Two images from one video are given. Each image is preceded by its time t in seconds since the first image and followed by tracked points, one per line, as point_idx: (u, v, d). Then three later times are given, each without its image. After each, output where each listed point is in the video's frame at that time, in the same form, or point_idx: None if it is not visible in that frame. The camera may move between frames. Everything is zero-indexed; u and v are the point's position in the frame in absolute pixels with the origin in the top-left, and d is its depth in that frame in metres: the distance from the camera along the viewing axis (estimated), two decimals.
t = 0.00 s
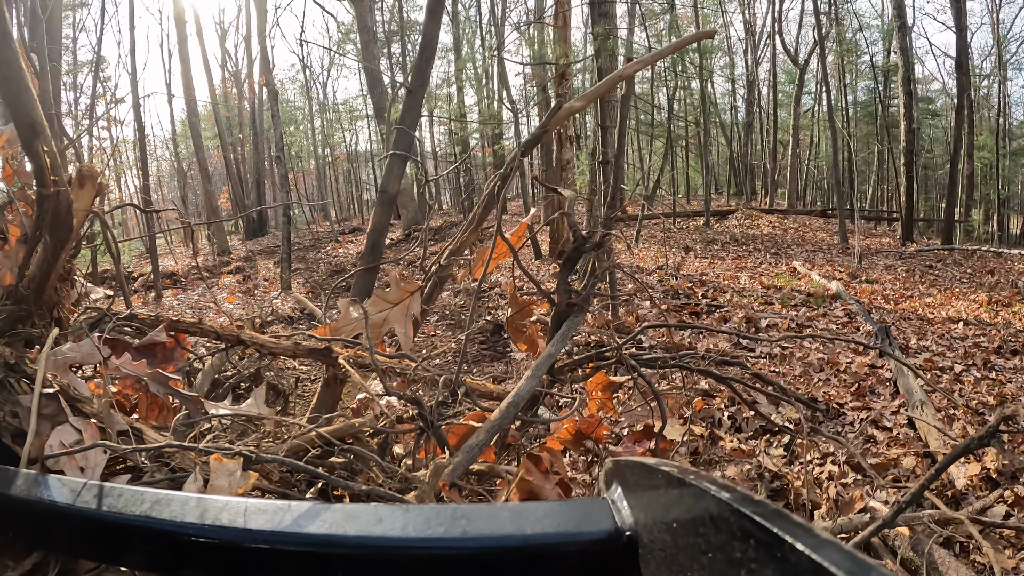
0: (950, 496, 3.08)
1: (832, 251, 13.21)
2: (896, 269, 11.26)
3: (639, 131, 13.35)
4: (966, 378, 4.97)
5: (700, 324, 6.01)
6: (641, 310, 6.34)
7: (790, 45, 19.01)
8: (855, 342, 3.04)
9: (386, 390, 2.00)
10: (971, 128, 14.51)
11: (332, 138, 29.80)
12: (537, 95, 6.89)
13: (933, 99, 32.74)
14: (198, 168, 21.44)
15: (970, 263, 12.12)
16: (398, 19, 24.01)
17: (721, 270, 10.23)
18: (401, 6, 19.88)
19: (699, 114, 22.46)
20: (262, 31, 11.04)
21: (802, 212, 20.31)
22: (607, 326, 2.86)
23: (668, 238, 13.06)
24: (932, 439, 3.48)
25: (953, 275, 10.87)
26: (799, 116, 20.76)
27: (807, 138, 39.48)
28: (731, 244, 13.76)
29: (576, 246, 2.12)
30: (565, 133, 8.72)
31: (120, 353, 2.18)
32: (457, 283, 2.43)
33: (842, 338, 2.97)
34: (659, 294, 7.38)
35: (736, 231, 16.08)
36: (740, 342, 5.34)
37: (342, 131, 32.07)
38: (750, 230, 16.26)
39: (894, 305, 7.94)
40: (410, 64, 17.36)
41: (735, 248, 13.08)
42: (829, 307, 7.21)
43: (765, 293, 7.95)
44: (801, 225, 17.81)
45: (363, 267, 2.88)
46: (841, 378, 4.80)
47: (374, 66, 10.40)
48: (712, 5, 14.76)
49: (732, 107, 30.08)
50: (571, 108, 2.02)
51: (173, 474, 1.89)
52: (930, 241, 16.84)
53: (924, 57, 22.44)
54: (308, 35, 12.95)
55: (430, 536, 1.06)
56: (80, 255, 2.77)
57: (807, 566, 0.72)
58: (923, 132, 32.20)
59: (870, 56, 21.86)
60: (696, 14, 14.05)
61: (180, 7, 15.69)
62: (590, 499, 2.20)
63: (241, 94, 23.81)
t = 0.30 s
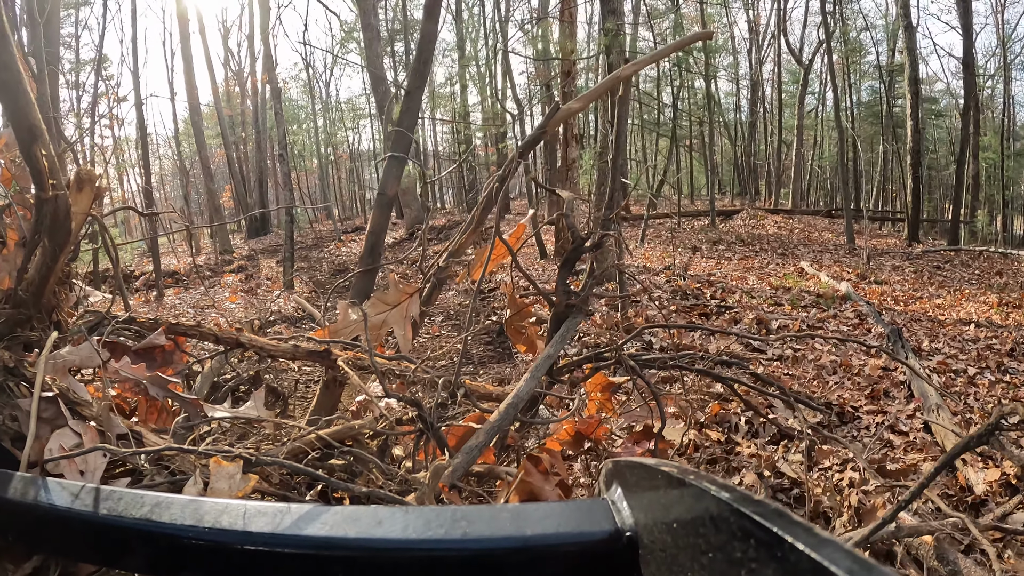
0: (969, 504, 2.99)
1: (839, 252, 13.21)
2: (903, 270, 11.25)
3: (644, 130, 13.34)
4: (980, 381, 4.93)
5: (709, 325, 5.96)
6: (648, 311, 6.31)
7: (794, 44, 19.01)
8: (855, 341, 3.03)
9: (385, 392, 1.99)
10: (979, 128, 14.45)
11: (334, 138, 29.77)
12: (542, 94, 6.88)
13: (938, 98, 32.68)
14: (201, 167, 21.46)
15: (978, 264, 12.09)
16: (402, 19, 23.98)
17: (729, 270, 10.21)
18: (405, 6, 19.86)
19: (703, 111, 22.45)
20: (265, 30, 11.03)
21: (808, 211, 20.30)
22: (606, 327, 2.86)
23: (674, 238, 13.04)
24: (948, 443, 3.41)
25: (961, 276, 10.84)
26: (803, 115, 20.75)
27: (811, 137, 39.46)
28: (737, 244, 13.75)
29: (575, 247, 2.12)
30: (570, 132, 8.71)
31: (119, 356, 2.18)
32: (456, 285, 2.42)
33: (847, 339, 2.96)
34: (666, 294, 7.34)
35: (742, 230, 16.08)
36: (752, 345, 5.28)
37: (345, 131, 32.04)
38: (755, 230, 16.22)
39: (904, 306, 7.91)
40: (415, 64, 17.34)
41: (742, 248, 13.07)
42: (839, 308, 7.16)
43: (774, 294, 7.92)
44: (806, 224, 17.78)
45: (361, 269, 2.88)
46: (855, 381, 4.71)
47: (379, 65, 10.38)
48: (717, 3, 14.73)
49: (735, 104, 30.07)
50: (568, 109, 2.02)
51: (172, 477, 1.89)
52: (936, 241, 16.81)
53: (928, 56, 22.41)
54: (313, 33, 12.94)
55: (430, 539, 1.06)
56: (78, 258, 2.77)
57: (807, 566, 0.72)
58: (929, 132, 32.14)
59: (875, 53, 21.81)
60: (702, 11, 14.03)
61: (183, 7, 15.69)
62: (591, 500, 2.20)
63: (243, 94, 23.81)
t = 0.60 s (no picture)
0: (987, 511, 2.94)
1: (845, 252, 13.22)
2: (910, 270, 11.23)
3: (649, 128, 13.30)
4: (994, 385, 4.88)
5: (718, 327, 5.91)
6: (655, 312, 6.28)
7: (799, 43, 18.98)
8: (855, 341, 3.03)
9: (385, 392, 1.98)
10: (986, 127, 14.40)
11: (337, 136, 29.72)
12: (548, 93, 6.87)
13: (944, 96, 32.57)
14: (203, 165, 21.46)
15: (985, 265, 12.06)
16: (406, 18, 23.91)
17: (736, 271, 10.18)
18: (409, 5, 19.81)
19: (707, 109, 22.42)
20: (268, 28, 11.01)
21: (813, 211, 20.29)
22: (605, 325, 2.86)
23: (679, 238, 13.04)
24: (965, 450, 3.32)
25: (969, 277, 10.83)
26: (807, 114, 20.70)
27: (815, 136, 39.42)
28: (743, 244, 13.73)
29: (574, 246, 2.11)
30: (576, 131, 8.70)
31: (118, 356, 2.17)
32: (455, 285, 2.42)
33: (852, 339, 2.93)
34: (673, 295, 7.29)
35: (746, 230, 16.09)
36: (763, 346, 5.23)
37: (348, 130, 32.04)
38: (761, 230, 16.16)
39: (913, 308, 7.89)
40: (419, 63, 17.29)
41: (748, 248, 13.06)
42: (849, 310, 7.10)
43: (783, 295, 7.90)
44: (811, 223, 17.76)
45: (359, 270, 2.88)
46: (867, 384, 4.65)
47: (383, 65, 10.35)
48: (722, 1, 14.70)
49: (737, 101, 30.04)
50: (566, 108, 2.01)
51: (172, 478, 1.89)
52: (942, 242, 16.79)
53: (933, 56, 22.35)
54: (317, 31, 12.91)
55: (430, 539, 1.05)
56: (76, 257, 2.75)
57: (804, 567, 0.72)
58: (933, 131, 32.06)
59: (880, 51, 21.73)
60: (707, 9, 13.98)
61: (185, 5, 15.66)
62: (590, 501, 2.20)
63: (246, 92, 23.77)
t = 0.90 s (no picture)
0: (1008, 519, 2.85)
1: (852, 253, 13.20)
2: (919, 272, 11.19)
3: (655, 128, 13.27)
4: (1006, 388, 4.86)
5: (727, 329, 5.85)
6: (664, 314, 6.27)
7: (804, 43, 18.94)
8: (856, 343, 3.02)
9: (383, 394, 1.98)
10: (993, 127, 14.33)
11: (340, 136, 29.70)
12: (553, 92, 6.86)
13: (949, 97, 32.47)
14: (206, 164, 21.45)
15: (993, 266, 12.02)
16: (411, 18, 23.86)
17: (744, 272, 10.15)
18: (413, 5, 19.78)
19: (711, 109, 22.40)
20: (272, 27, 11.00)
21: (818, 211, 20.26)
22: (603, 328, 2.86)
23: (685, 239, 13.03)
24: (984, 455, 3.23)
25: (978, 279, 10.79)
26: (812, 115, 20.64)
27: (819, 136, 39.37)
28: (749, 244, 13.72)
29: (572, 248, 2.11)
30: (581, 131, 8.68)
31: (116, 359, 2.18)
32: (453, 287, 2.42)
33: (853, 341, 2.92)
34: (681, 296, 7.26)
35: (752, 231, 16.06)
36: (776, 349, 5.18)
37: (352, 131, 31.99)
38: (767, 231, 16.11)
39: (923, 310, 7.86)
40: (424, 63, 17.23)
41: (755, 249, 13.04)
42: (859, 311, 7.03)
43: (791, 296, 7.87)
44: (816, 224, 17.72)
45: (358, 271, 2.87)
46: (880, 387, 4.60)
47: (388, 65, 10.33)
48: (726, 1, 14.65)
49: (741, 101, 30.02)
50: (564, 111, 2.01)
51: (169, 480, 1.89)
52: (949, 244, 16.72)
53: (938, 56, 22.29)
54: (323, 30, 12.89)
55: (425, 541, 1.02)
56: (76, 260, 2.76)
57: (805, 567, 0.77)
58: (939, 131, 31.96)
59: (885, 51, 21.69)
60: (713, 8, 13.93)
61: (188, 5, 15.66)
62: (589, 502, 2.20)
63: (248, 92, 23.72)
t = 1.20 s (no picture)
0: None
1: (859, 253, 13.21)
2: (927, 271, 11.17)
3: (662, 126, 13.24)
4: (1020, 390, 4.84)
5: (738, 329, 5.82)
6: (675, 314, 6.26)
7: (809, 42, 18.90)
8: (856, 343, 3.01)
9: (381, 395, 1.98)
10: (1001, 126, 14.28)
11: (343, 135, 29.68)
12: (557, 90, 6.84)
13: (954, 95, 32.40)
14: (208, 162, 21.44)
15: (1002, 267, 11.99)
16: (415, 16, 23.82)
17: (752, 271, 10.13)
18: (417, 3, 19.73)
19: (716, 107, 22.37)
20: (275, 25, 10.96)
21: (824, 210, 20.21)
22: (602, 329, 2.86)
23: (691, 238, 13.01)
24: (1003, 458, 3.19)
25: (986, 279, 10.77)
26: (817, 113, 20.59)
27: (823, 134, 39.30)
28: (756, 243, 13.70)
29: (570, 248, 2.11)
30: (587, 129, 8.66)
31: (114, 359, 2.18)
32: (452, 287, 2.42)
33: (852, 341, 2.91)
34: (690, 295, 7.24)
35: (758, 230, 16.04)
36: (788, 349, 5.17)
37: (355, 129, 31.95)
38: (772, 230, 16.07)
39: (933, 310, 7.85)
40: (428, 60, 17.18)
41: (762, 249, 13.02)
42: (870, 312, 7.02)
43: (801, 296, 7.86)
44: (822, 224, 17.69)
45: (358, 272, 2.87)
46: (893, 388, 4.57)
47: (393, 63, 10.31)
48: None
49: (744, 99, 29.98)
50: (563, 111, 2.00)
51: (167, 481, 1.88)
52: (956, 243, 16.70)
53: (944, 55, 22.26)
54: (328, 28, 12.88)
55: (424, 541, 1.02)
56: (75, 260, 2.75)
57: (806, 566, 0.76)
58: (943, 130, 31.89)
59: (890, 49, 21.65)
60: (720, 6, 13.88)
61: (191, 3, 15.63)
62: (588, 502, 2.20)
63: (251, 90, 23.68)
